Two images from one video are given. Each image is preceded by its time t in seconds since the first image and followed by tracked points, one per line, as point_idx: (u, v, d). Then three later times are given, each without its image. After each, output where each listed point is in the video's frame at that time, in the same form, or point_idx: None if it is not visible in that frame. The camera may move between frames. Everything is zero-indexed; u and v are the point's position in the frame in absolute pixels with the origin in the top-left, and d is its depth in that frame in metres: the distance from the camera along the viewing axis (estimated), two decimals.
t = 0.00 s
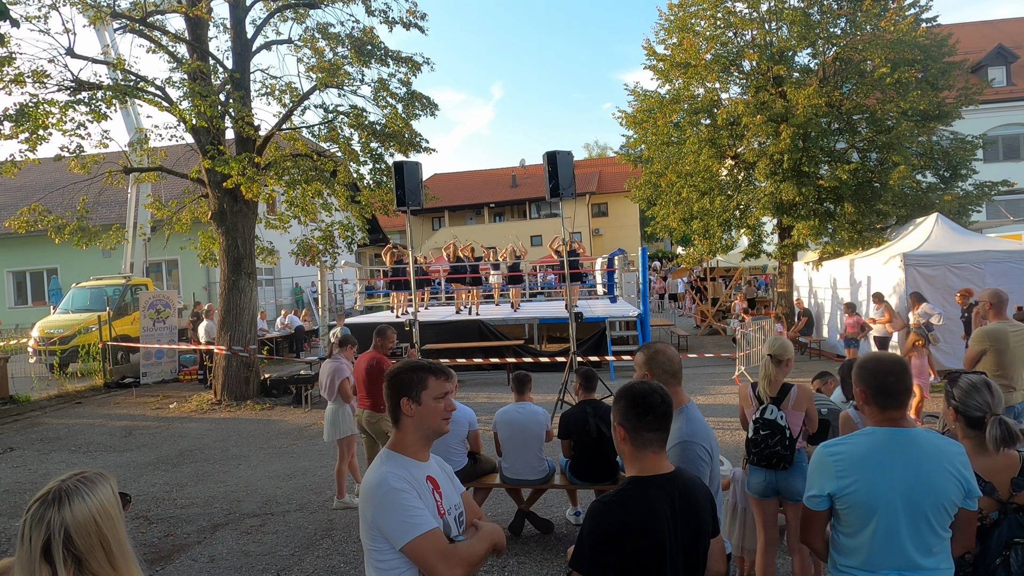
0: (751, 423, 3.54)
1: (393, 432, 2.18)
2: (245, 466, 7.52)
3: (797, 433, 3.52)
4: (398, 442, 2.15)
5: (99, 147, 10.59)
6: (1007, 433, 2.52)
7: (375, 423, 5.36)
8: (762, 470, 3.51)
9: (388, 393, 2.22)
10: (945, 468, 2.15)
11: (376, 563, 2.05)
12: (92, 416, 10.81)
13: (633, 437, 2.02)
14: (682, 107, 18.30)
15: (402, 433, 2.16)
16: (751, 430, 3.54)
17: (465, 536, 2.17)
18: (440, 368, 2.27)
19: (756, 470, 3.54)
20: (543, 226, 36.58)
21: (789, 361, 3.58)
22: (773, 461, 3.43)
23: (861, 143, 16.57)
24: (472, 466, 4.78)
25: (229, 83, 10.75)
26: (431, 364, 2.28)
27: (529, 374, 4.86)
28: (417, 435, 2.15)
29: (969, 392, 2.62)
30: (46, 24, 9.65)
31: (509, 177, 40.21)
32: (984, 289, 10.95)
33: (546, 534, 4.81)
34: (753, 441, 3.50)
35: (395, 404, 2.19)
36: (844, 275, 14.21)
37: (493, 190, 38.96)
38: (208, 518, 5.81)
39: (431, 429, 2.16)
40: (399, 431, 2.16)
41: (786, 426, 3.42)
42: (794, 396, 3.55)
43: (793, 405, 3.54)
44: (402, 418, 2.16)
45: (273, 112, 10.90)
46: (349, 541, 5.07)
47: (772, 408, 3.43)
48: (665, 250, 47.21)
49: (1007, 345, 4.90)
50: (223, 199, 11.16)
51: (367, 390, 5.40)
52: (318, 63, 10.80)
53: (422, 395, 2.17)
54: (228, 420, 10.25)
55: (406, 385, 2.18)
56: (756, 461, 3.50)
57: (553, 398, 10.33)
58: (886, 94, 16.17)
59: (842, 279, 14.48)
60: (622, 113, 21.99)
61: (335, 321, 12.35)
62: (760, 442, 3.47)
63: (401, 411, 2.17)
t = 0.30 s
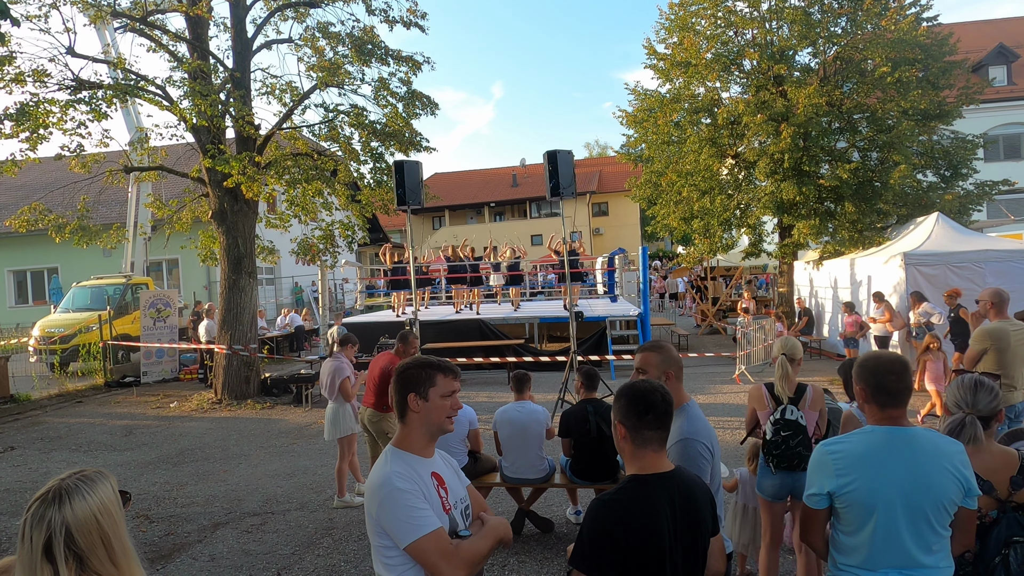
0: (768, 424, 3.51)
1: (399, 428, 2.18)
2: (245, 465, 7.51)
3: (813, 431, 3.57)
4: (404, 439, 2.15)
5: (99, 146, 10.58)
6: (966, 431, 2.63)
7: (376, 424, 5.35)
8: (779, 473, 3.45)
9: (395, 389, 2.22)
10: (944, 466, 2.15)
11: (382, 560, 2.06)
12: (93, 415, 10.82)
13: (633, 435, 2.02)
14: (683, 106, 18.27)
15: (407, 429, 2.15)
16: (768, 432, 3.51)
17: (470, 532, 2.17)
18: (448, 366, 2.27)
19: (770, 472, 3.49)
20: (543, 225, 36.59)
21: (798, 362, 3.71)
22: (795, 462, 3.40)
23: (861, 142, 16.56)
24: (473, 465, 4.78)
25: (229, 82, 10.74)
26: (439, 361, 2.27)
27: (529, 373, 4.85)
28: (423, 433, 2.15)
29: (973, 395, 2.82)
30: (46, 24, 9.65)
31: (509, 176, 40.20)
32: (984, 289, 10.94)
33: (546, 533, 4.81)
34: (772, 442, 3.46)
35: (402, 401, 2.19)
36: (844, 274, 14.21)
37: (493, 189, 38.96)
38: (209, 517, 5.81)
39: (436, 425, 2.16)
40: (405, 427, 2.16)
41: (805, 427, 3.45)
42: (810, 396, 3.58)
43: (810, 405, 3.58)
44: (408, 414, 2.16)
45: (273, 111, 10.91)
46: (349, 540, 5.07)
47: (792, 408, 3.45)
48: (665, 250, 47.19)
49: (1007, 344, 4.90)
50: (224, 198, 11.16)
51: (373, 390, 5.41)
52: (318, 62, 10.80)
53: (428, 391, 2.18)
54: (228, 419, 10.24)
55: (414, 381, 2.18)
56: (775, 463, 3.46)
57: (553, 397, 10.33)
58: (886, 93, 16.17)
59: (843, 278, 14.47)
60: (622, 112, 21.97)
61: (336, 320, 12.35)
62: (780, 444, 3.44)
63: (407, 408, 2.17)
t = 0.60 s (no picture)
0: (781, 423, 3.48)
1: (399, 427, 2.18)
2: (245, 464, 7.51)
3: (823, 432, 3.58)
4: (404, 438, 2.15)
5: (100, 145, 10.59)
6: (966, 428, 2.65)
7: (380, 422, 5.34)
8: (792, 473, 3.44)
9: (391, 390, 2.21)
10: (940, 464, 2.14)
11: (395, 558, 2.07)
12: (94, 414, 10.82)
13: (632, 432, 2.02)
14: (684, 104, 18.23)
15: (407, 427, 2.15)
16: (780, 431, 3.47)
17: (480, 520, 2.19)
18: (443, 362, 2.26)
19: (781, 471, 3.48)
20: (544, 224, 36.59)
21: (807, 361, 3.82)
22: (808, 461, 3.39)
23: (861, 141, 16.55)
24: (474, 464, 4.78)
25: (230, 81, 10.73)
26: (435, 357, 2.26)
27: (529, 371, 4.85)
28: (423, 430, 2.15)
29: (973, 393, 2.82)
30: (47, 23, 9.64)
31: (510, 175, 40.19)
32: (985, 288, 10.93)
33: (546, 532, 4.82)
34: (785, 441, 3.43)
35: (400, 400, 2.18)
36: (845, 273, 14.21)
37: (494, 188, 38.96)
38: (209, 515, 5.81)
39: (435, 420, 2.16)
40: (404, 426, 2.15)
41: (817, 426, 3.46)
42: (820, 394, 3.59)
43: (820, 402, 3.58)
44: (407, 412, 2.16)
45: (274, 110, 10.90)
46: (349, 538, 5.07)
47: (805, 406, 3.44)
48: (666, 249, 47.19)
49: (1008, 343, 4.90)
50: (224, 197, 11.17)
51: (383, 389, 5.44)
52: (318, 61, 10.78)
53: (425, 388, 2.17)
54: (229, 418, 10.26)
55: (410, 379, 2.18)
56: (788, 463, 3.43)
57: (553, 396, 10.34)
58: (887, 92, 16.15)
59: (843, 277, 14.46)
60: (623, 111, 21.95)
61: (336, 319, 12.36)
62: (792, 443, 3.41)
63: (405, 406, 2.16)
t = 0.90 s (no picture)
0: (778, 422, 3.51)
1: (406, 424, 2.18)
2: (248, 461, 7.53)
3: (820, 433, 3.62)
4: (413, 434, 2.16)
5: (102, 143, 10.61)
6: (967, 423, 2.69)
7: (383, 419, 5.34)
8: (786, 472, 3.44)
9: (399, 388, 2.22)
10: (942, 469, 2.13)
11: (406, 551, 2.06)
12: (96, 411, 10.85)
13: (635, 431, 2.02)
14: (685, 103, 18.20)
15: (415, 424, 2.16)
16: (777, 430, 3.50)
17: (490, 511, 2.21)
18: (450, 361, 2.27)
19: (778, 469, 3.47)
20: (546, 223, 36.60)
21: (809, 361, 3.81)
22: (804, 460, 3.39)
23: (864, 140, 16.51)
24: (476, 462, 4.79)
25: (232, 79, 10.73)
26: (442, 357, 2.28)
27: (530, 369, 4.85)
28: (431, 426, 2.16)
29: (975, 389, 2.83)
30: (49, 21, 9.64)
31: (512, 173, 40.20)
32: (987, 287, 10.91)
33: (548, 530, 4.82)
34: (780, 441, 3.45)
35: (406, 399, 2.20)
36: (847, 272, 14.19)
37: (496, 187, 38.96)
38: (211, 513, 5.83)
39: (442, 417, 2.16)
40: (413, 422, 2.16)
41: (814, 427, 3.49)
42: (819, 396, 3.67)
43: (817, 404, 3.65)
44: (414, 411, 2.17)
45: (276, 108, 10.91)
46: (351, 536, 5.08)
47: (802, 407, 3.50)
48: (668, 248, 47.19)
49: (1011, 341, 4.89)
50: (226, 195, 11.18)
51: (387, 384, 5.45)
52: (320, 59, 10.79)
53: (433, 389, 2.17)
54: (231, 416, 10.28)
55: (418, 378, 2.18)
56: (783, 462, 3.44)
57: (555, 395, 10.34)
58: (890, 91, 16.12)
59: (846, 276, 14.44)
60: (625, 110, 21.94)
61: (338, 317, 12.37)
62: (790, 442, 3.43)
63: (412, 405, 2.17)
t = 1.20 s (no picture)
0: (778, 419, 3.53)
1: (412, 417, 2.19)
2: (254, 454, 7.57)
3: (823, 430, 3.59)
4: (419, 424, 2.16)
5: (110, 136, 10.64)
6: (981, 419, 2.64)
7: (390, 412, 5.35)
8: (785, 468, 3.45)
9: (404, 381, 2.22)
10: (950, 471, 2.11)
11: (410, 540, 2.05)
12: (104, 403, 10.92)
13: (642, 426, 2.02)
14: (693, 98, 18.10)
15: (422, 416, 2.16)
16: (777, 427, 3.52)
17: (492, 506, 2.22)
18: (457, 357, 2.27)
19: (779, 465, 3.48)
20: (551, 218, 36.55)
21: (811, 357, 3.79)
22: (802, 457, 3.40)
23: (873, 135, 16.39)
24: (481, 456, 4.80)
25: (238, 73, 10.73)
26: (448, 352, 2.28)
27: (535, 364, 4.86)
28: (437, 420, 2.16)
29: (988, 383, 2.81)
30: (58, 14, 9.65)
31: (518, 168, 40.14)
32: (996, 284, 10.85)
33: (552, 524, 4.83)
34: (780, 437, 3.46)
35: (412, 392, 2.20)
36: (854, 268, 14.13)
37: (502, 181, 38.92)
38: (218, 505, 5.86)
39: (448, 410, 2.17)
40: (419, 415, 2.17)
41: (814, 425, 3.49)
42: (821, 392, 3.61)
43: (820, 401, 3.60)
44: (420, 404, 2.17)
45: (283, 101, 10.90)
46: (357, 528, 5.11)
47: (801, 404, 3.50)
48: (675, 243, 47.05)
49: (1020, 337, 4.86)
50: (233, 188, 11.20)
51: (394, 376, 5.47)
52: (327, 52, 10.78)
53: (438, 384, 2.18)
54: (238, 408, 10.33)
55: (425, 373, 2.19)
56: (782, 457, 3.45)
57: (560, 389, 10.36)
58: (900, 86, 16.02)
59: (853, 273, 14.38)
60: (632, 104, 21.85)
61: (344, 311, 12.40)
62: (788, 439, 3.44)
63: (418, 398, 2.17)
